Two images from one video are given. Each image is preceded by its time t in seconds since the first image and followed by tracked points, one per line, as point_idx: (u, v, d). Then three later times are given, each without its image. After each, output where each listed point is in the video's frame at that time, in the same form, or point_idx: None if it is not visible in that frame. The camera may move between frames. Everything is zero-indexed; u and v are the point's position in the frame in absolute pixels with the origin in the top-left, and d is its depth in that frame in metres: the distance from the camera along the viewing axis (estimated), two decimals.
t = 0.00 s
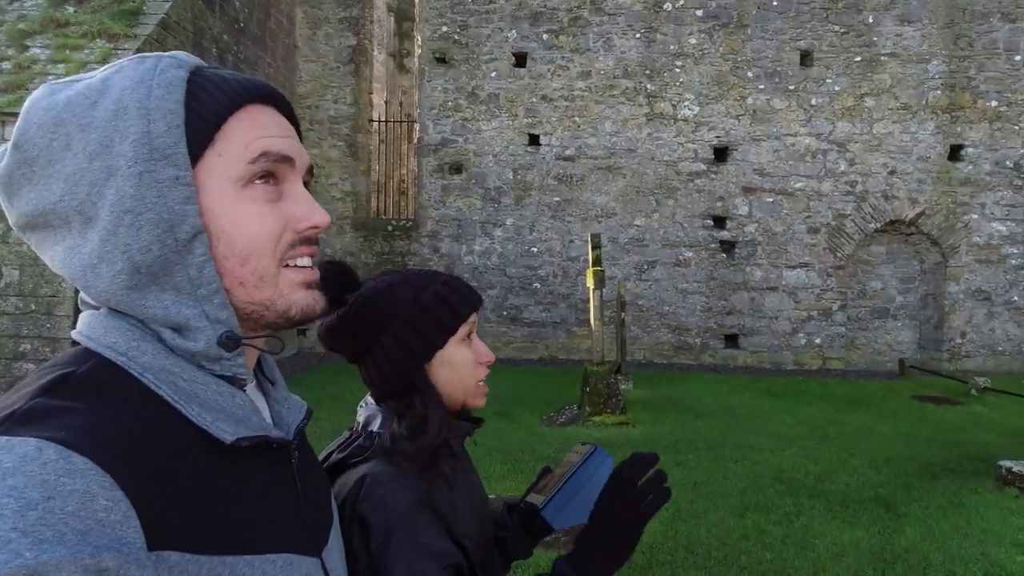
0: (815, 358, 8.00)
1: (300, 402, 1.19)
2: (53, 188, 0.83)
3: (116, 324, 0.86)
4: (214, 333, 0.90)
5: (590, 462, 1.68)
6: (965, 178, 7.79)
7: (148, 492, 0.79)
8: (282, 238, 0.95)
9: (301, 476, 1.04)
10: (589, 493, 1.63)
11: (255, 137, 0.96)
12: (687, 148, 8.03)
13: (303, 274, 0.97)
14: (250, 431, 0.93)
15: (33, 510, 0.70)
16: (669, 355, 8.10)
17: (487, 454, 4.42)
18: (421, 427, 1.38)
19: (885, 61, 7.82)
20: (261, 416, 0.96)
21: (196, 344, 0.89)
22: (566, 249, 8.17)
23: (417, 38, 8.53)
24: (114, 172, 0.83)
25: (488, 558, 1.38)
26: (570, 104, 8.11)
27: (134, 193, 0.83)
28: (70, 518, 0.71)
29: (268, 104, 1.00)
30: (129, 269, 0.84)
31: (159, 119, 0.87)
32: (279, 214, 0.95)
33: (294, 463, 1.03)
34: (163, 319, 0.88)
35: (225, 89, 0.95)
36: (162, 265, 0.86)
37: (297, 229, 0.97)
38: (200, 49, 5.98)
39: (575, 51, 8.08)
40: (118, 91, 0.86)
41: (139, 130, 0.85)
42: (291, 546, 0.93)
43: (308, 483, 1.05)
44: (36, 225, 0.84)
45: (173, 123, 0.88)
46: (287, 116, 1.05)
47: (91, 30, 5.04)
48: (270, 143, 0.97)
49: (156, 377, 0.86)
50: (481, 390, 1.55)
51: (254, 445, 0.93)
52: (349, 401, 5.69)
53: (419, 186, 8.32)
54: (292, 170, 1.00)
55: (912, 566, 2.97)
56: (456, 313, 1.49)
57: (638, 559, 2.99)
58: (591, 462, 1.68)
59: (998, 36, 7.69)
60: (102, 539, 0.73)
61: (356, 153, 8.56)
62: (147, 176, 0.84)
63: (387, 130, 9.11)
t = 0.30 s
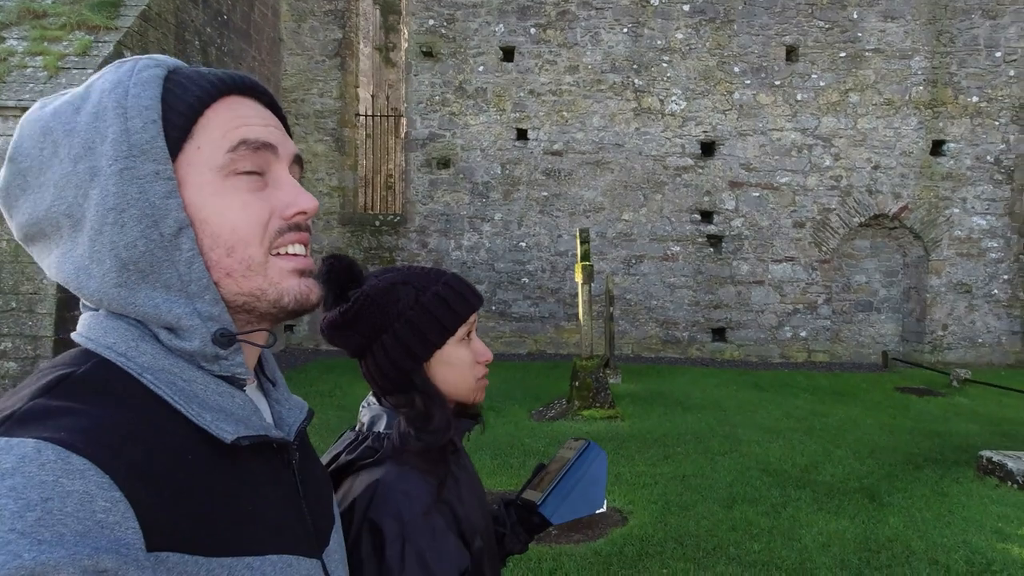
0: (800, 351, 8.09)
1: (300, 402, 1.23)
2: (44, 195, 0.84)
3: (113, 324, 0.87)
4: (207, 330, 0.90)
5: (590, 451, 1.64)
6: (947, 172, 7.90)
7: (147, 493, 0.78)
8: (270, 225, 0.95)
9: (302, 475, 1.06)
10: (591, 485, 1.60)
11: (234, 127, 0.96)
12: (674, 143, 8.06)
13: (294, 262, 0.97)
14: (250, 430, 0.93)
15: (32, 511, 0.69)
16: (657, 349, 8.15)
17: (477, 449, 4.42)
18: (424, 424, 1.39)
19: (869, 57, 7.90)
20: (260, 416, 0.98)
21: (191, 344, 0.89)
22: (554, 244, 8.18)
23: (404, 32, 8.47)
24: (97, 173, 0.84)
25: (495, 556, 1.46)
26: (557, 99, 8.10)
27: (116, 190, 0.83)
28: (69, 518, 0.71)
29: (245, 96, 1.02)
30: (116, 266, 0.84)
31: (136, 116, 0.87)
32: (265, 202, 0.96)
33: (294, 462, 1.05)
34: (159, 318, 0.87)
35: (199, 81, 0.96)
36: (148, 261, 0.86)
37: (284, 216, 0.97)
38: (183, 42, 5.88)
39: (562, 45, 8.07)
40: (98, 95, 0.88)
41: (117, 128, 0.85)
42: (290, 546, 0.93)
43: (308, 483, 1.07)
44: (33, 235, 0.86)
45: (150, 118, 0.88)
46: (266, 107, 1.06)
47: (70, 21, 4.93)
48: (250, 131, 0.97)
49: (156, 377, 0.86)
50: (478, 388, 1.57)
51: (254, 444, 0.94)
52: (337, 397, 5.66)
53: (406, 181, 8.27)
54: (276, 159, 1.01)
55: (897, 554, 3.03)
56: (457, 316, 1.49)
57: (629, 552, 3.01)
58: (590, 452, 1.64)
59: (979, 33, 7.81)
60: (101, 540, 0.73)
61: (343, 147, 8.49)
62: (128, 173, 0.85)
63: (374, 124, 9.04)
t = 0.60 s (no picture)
0: (788, 346, 8.17)
1: (295, 404, 1.22)
2: (32, 200, 0.84)
3: (101, 328, 0.87)
4: (196, 333, 0.90)
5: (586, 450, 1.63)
6: (931, 169, 7.99)
7: (137, 497, 0.78)
8: (256, 224, 0.94)
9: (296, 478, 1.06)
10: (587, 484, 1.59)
11: (218, 127, 0.95)
12: (663, 139, 8.09)
13: (282, 261, 0.96)
14: (241, 433, 0.94)
15: (17, 517, 0.69)
16: (646, 344, 8.19)
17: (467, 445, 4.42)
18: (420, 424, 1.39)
19: (855, 54, 7.96)
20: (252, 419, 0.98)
21: (180, 348, 0.89)
22: (544, 240, 8.18)
23: (392, 26, 8.40)
24: (82, 175, 0.83)
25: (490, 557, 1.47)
26: (547, 95, 8.09)
27: (100, 192, 0.83)
28: (56, 524, 0.71)
29: (229, 96, 1.01)
30: (101, 268, 0.83)
31: (119, 118, 0.86)
32: (251, 201, 0.94)
33: (288, 465, 1.05)
34: (148, 322, 0.87)
35: (184, 81, 0.95)
36: (134, 263, 0.85)
37: (271, 214, 0.96)
38: (167, 35, 5.79)
39: (551, 41, 8.05)
40: (83, 98, 0.88)
41: (101, 130, 0.85)
42: (281, 550, 0.94)
43: (303, 486, 1.07)
44: (23, 242, 0.86)
45: (133, 119, 0.87)
46: (251, 106, 1.05)
47: (51, 13, 4.83)
48: (233, 130, 0.96)
49: (147, 380, 0.86)
50: (474, 381, 1.57)
51: (245, 446, 0.94)
52: (327, 394, 5.62)
53: (395, 177, 8.23)
54: (262, 158, 1.00)
55: (882, 546, 3.07)
56: (447, 309, 1.48)
57: (619, 547, 3.03)
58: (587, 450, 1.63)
59: (963, 31, 7.90)
60: (89, 545, 0.72)
61: (331, 142, 8.42)
62: (111, 174, 0.84)
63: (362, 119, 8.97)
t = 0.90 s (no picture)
0: (782, 345, 8.20)
1: (294, 410, 1.22)
2: (39, 198, 0.85)
3: (100, 335, 0.87)
4: (191, 346, 0.90)
5: (579, 451, 1.65)
6: (924, 169, 8.04)
7: (129, 504, 0.78)
8: (255, 249, 0.92)
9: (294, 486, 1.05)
10: (579, 485, 1.62)
11: (230, 146, 0.94)
12: (658, 138, 8.10)
13: (278, 287, 0.94)
14: (237, 443, 0.93)
15: (7, 523, 0.69)
16: (641, 343, 8.21)
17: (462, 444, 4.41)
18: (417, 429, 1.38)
19: (849, 55, 7.99)
20: (249, 427, 0.97)
21: (175, 358, 0.89)
22: (539, 239, 8.18)
23: (387, 25, 8.38)
24: (87, 182, 0.84)
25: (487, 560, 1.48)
26: (542, 94, 8.09)
27: (104, 203, 0.83)
28: (46, 531, 0.70)
29: (247, 110, 0.99)
30: (98, 277, 0.83)
31: (129, 128, 0.86)
32: (253, 224, 0.93)
33: (286, 474, 1.04)
34: (146, 333, 0.87)
35: (202, 92, 0.94)
36: (132, 276, 0.85)
37: (272, 239, 0.94)
38: (160, 33, 5.76)
39: (546, 40, 8.05)
40: (98, 102, 0.88)
41: (110, 138, 0.85)
42: (275, 559, 0.93)
43: (300, 494, 1.07)
44: (27, 236, 0.87)
45: (143, 130, 0.87)
46: (270, 121, 1.03)
47: (42, 10, 4.79)
48: (245, 152, 0.95)
49: (142, 389, 0.86)
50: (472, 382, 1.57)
51: (240, 455, 0.94)
52: (321, 394, 5.60)
53: (390, 176, 8.21)
54: (272, 181, 0.98)
55: (875, 545, 3.08)
56: (443, 311, 1.48)
57: (614, 546, 3.03)
58: (579, 452, 1.65)
59: (956, 32, 7.95)
60: (80, 553, 0.72)
61: (326, 141, 8.39)
62: (115, 185, 0.84)
63: (357, 118, 8.94)
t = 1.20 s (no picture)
0: (769, 346, 8.26)
1: (285, 411, 1.21)
2: (35, 194, 0.83)
3: (92, 335, 0.86)
4: (185, 346, 0.89)
5: (566, 447, 1.66)
6: (908, 172, 8.15)
7: (117, 505, 0.77)
8: (257, 251, 0.92)
9: (284, 487, 1.04)
10: (566, 481, 1.63)
11: (233, 148, 0.93)
12: (647, 141, 8.14)
13: (278, 289, 0.94)
14: (227, 444, 0.92)
15: None
16: (630, 345, 8.23)
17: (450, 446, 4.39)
18: (405, 427, 1.38)
19: (834, 59, 8.09)
20: (240, 428, 0.96)
21: (168, 358, 0.88)
22: (528, 241, 8.19)
23: (376, 26, 8.35)
24: (86, 180, 0.83)
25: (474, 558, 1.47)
26: (531, 96, 8.10)
27: (104, 202, 0.82)
28: (31, 533, 0.70)
29: (249, 112, 0.98)
30: (96, 277, 0.82)
31: (131, 126, 0.85)
32: (255, 226, 0.93)
33: (276, 474, 1.03)
34: (142, 332, 0.86)
35: (206, 93, 0.93)
36: (132, 276, 0.84)
37: (274, 242, 0.94)
38: (146, 32, 5.70)
39: (535, 42, 8.06)
40: (98, 99, 0.86)
41: (111, 137, 0.84)
42: (265, 560, 0.93)
43: (290, 495, 1.06)
44: (19, 232, 0.85)
45: (146, 130, 0.86)
46: (271, 124, 1.03)
47: (25, 8, 4.74)
48: (249, 155, 0.95)
49: (131, 389, 0.85)
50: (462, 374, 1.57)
51: (229, 457, 0.93)
52: (309, 396, 5.57)
53: (379, 177, 8.18)
54: (274, 184, 0.98)
55: (860, 543, 3.12)
56: (432, 305, 1.48)
57: (603, 546, 3.04)
58: (566, 448, 1.66)
59: (938, 37, 8.07)
60: (65, 555, 0.72)
61: (314, 142, 8.35)
62: (116, 184, 0.83)
63: (346, 119, 8.90)
